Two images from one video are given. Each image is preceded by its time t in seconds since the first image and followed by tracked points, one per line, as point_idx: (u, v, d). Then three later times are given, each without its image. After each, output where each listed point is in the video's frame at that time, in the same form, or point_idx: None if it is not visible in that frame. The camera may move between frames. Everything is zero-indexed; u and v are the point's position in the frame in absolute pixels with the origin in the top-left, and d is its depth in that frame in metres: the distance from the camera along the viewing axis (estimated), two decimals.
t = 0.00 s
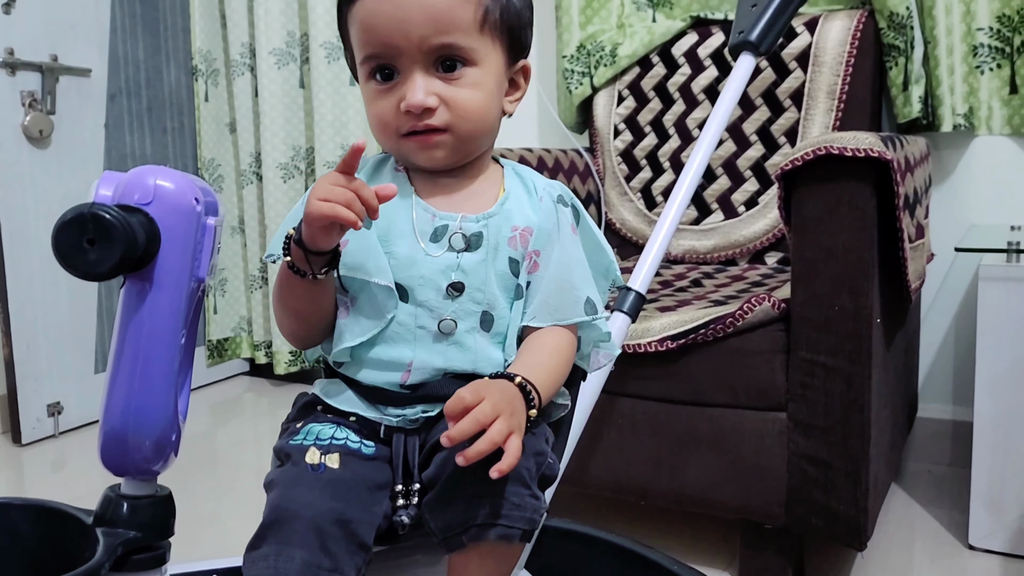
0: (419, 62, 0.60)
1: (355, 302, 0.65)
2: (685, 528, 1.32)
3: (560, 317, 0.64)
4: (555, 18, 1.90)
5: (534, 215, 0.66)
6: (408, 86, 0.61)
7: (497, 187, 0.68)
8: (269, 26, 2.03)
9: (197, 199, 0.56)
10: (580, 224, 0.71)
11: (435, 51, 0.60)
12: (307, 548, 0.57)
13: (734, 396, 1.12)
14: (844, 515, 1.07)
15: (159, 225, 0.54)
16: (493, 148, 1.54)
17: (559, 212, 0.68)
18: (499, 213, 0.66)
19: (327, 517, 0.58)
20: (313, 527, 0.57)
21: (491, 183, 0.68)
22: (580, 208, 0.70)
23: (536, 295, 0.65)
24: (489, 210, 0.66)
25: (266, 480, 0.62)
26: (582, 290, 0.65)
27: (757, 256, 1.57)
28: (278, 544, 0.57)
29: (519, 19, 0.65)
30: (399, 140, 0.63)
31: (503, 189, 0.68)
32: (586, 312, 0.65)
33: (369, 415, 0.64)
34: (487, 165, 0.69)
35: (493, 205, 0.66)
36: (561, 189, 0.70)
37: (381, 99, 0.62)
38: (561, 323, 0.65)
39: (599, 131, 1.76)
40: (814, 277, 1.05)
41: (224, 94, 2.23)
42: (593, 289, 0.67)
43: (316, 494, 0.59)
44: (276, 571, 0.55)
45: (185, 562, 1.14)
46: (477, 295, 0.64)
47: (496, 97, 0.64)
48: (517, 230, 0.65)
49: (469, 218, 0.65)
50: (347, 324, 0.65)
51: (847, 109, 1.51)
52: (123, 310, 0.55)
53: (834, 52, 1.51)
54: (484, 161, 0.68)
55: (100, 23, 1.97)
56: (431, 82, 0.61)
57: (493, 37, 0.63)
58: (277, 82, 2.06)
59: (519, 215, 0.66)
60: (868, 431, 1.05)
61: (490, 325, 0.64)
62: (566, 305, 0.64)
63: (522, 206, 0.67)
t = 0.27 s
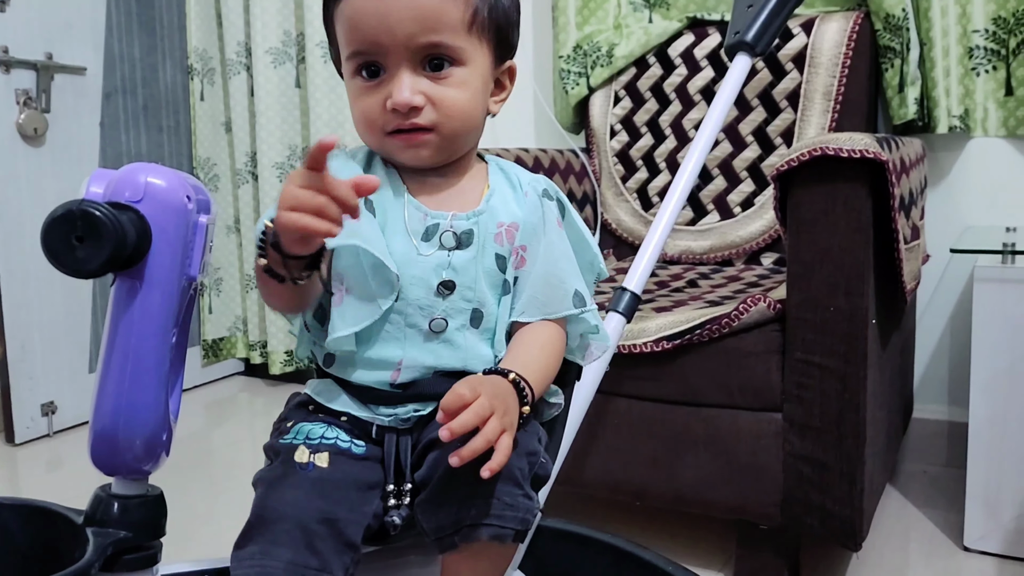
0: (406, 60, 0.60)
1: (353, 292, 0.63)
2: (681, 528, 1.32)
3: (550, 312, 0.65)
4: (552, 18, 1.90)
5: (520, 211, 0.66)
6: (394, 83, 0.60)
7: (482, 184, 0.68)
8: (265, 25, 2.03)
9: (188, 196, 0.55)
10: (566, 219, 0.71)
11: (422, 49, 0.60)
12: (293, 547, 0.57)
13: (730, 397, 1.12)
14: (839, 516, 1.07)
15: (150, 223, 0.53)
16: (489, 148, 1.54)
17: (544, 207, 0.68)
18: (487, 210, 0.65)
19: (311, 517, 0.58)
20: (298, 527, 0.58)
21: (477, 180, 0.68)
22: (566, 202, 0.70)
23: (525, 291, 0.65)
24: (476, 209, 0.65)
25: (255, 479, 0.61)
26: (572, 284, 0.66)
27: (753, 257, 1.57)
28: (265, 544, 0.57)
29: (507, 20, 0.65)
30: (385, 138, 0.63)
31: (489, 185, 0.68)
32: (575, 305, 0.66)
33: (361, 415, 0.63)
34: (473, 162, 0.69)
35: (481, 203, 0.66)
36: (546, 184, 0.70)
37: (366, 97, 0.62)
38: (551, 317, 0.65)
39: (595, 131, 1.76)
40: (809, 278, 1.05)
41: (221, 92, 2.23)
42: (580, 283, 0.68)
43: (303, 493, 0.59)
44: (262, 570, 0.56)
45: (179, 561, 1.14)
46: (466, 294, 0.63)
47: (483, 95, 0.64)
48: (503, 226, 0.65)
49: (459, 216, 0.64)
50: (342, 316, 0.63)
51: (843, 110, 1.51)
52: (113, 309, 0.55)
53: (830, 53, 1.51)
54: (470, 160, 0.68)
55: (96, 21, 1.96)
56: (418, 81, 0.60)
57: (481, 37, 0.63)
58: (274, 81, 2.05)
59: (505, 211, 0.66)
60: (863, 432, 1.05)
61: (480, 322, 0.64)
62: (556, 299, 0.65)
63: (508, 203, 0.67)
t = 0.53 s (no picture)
0: (408, 43, 0.59)
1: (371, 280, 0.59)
2: (677, 529, 1.32)
3: (552, 308, 0.66)
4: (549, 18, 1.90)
5: (515, 208, 0.66)
6: (396, 67, 0.59)
7: (473, 179, 0.67)
8: (262, 25, 2.02)
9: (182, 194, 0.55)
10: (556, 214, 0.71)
11: (425, 31, 0.59)
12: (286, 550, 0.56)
13: (726, 398, 1.12)
14: (836, 517, 1.07)
15: (143, 220, 0.53)
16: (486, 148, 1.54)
17: (537, 202, 0.68)
18: (486, 208, 0.64)
19: (306, 518, 0.57)
20: (293, 530, 0.57)
21: (469, 176, 0.67)
22: (554, 195, 0.70)
23: (523, 289, 0.65)
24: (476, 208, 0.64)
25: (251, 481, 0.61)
26: (569, 280, 0.66)
27: (750, 258, 1.57)
28: (258, 547, 0.56)
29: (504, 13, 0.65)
30: (382, 126, 0.60)
31: (480, 183, 0.67)
32: (574, 300, 0.67)
33: (359, 418, 0.63)
34: (463, 157, 0.67)
35: (477, 200, 0.65)
36: (535, 180, 0.70)
37: (364, 82, 0.60)
38: (551, 313, 0.66)
39: (593, 131, 1.75)
40: (806, 279, 1.05)
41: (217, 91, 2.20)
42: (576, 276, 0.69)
43: (298, 494, 0.58)
44: (256, 572, 0.55)
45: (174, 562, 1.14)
46: (468, 296, 0.62)
47: (481, 84, 0.63)
48: (501, 224, 0.64)
49: (461, 215, 0.63)
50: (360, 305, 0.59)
51: (840, 111, 1.51)
52: (106, 307, 0.55)
53: (827, 54, 1.51)
54: (460, 156, 0.67)
55: (93, 19, 1.96)
56: (420, 64, 0.59)
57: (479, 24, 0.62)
58: (271, 80, 2.05)
59: (502, 207, 0.65)
60: (860, 433, 1.05)
61: (480, 323, 0.64)
62: (554, 296, 0.66)
63: (503, 199, 0.66)
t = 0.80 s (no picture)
0: (406, 46, 0.59)
1: (374, 287, 0.59)
2: (676, 530, 1.32)
3: (550, 312, 0.66)
4: (550, 20, 1.91)
5: (517, 211, 0.66)
6: (394, 70, 0.59)
7: (474, 182, 0.67)
8: (264, 26, 2.03)
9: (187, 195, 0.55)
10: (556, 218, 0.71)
11: (423, 33, 0.59)
12: (292, 552, 0.55)
13: (727, 399, 1.12)
14: (835, 518, 1.07)
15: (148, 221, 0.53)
16: (488, 149, 1.54)
17: (537, 206, 0.68)
18: (488, 212, 0.64)
19: (310, 520, 0.56)
20: (298, 531, 0.56)
21: (469, 178, 0.67)
22: (554, 198, 0.70)
23: (524, 292, 0.65)
24: (479, 213, 0.64)
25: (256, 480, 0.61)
26: (569, 284, 0.67)
27: (751, 260, 1.57)
28: (262, 547, 0.55)
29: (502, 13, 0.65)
30: (382, 128, 0.60)
31: (481, 185, 0.67)
32: (575, 305, 0.68)
33: (363, 420, 0.62)
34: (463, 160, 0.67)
35: (478, 205, 0.65)
36: (535, 183, 0.70)
37: (362, 85, 0.60)
38: (551, 317, 0.67)
39: (593, 133, 1.76)
40: (806, 281, 1.06)
41: (218, 92, 2.21)
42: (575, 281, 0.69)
43: (303, 495, 0.57)
44: (260, 572, 0.54)
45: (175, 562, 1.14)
46: (470, 300, 0.62)
47: (481, 86, 0.63)
48: (503, 228, 0.64)
49: (465, 220, 0.62)
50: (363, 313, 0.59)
51: (841, 113, 1.52)
52: (111, 307, 0.55)
53: (828, 56, 1.51)
54: (461, 158, 0.67)
55: (95, 19, 1.96)
56: (418, 66, 0.59)
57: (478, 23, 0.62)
58: (272, 81, 2.05)
59: (504, 211, 0.65)
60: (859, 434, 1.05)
61: (482, 328, 0.64)
62: (554, 300, 0.67)
63: (505, 203, 0.66)
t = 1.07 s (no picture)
0: (411, 49, 0.59)
1: (378, 293, 0.59)
2: (675, 530, 1.32)
3: (552, 314, 0.67)
4: (551, 19, 1.91)
5: (520, 215, 0.66)
6: (399, 72, 0.58)
7: (478, 185, 0.67)
8: (265, 24, 2.02)
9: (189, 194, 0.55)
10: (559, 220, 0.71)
11: (429, 36, 0.59)
12: (294, 551, 0.55)
13: (726, 399, 1.13)
14: (834, 518, 1.07)
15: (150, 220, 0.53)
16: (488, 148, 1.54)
17: (539, 210, 0.68)
18: (491, 216, 0.64)
19: (313, 519, 0.56)
20: (300, 531, 0.56)
21: (472, 181, 0.67)
22: (556, 202, 0.71)
23: (529, 296, 0.66)
24: (483, 216, 0.64)
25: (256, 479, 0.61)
26: (572, 286, 0.67)
27: (751, 260, 1.57)
28: (264, 546, 0.55)
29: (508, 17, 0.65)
30: (384, 130, 0.60)
31: (484, 189, 0.67)
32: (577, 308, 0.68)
33: (364, 420, 0.62)
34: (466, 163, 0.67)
35: (481, 208, 0.65)
36: (538, 186, 0.70)
37: (366, 87, 0.60)
38: (553, 318, 0.67)
39: (594, 133, 1.76)
40: (806, 281, 1.06)
41: (219, 90, 2.22)
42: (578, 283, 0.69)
43: (304, 495, 0.57)
44: (262, 571, 0.54)
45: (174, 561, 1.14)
46: (473, 302, 0.62)
47: (485, 90, 0.63)
48: (507, 231, 0.64)
49: (469, 222, 0.62)
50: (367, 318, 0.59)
51: (841, 114, 1.52)
52: (112, 305, 0.55)
53: (829, 57, 1.51)
54: (464, 161, 0.67)
55: (95, 17, 1.96)
56: (423, 69, 0.59)
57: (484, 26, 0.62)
58: (273, 79, 2.05)
59: (507, 215, 0.65)
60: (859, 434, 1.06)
61: (485, 330, 0.63)
62: (557, 302, 0.67)
63: (508, 207, 0.66)
